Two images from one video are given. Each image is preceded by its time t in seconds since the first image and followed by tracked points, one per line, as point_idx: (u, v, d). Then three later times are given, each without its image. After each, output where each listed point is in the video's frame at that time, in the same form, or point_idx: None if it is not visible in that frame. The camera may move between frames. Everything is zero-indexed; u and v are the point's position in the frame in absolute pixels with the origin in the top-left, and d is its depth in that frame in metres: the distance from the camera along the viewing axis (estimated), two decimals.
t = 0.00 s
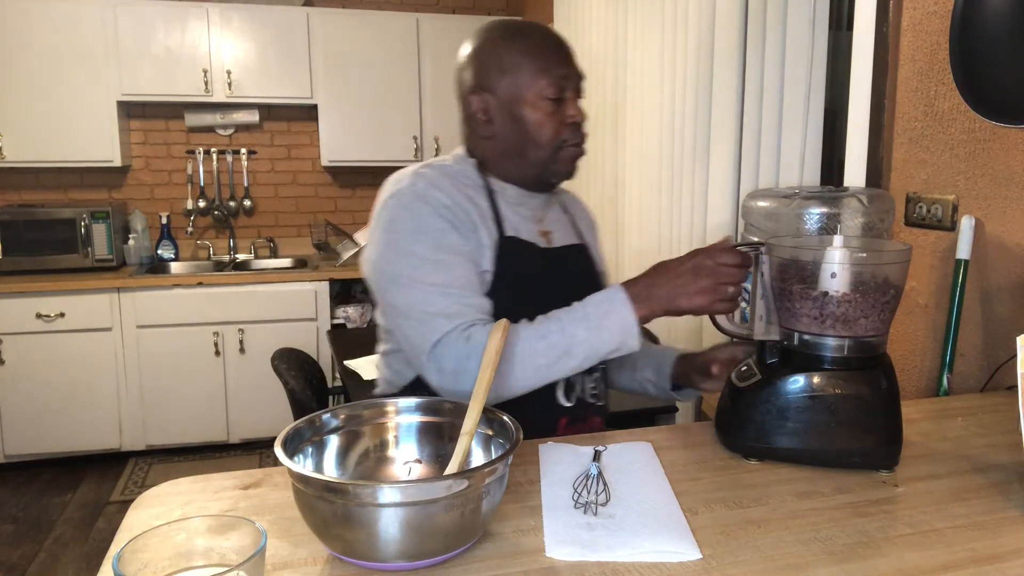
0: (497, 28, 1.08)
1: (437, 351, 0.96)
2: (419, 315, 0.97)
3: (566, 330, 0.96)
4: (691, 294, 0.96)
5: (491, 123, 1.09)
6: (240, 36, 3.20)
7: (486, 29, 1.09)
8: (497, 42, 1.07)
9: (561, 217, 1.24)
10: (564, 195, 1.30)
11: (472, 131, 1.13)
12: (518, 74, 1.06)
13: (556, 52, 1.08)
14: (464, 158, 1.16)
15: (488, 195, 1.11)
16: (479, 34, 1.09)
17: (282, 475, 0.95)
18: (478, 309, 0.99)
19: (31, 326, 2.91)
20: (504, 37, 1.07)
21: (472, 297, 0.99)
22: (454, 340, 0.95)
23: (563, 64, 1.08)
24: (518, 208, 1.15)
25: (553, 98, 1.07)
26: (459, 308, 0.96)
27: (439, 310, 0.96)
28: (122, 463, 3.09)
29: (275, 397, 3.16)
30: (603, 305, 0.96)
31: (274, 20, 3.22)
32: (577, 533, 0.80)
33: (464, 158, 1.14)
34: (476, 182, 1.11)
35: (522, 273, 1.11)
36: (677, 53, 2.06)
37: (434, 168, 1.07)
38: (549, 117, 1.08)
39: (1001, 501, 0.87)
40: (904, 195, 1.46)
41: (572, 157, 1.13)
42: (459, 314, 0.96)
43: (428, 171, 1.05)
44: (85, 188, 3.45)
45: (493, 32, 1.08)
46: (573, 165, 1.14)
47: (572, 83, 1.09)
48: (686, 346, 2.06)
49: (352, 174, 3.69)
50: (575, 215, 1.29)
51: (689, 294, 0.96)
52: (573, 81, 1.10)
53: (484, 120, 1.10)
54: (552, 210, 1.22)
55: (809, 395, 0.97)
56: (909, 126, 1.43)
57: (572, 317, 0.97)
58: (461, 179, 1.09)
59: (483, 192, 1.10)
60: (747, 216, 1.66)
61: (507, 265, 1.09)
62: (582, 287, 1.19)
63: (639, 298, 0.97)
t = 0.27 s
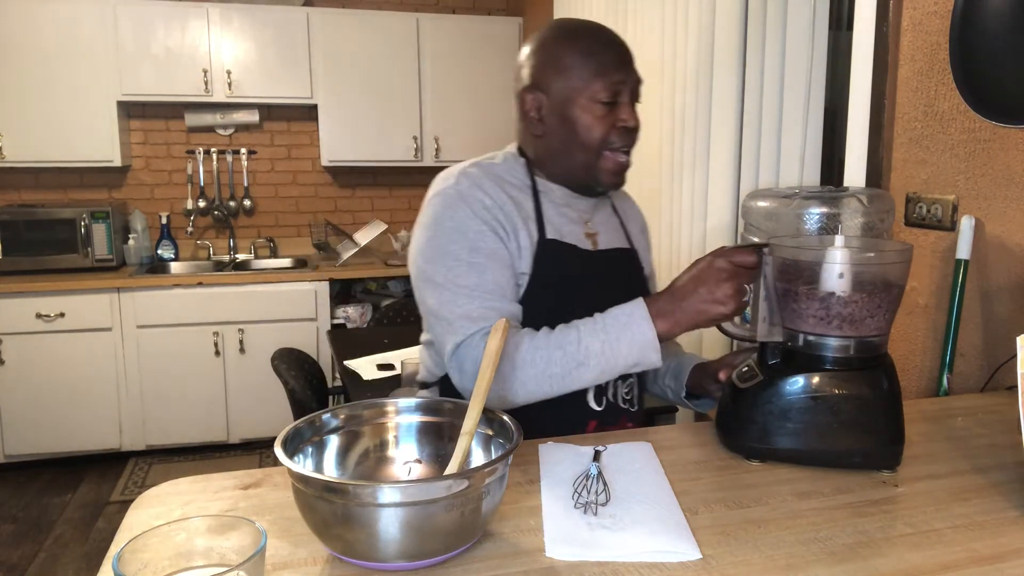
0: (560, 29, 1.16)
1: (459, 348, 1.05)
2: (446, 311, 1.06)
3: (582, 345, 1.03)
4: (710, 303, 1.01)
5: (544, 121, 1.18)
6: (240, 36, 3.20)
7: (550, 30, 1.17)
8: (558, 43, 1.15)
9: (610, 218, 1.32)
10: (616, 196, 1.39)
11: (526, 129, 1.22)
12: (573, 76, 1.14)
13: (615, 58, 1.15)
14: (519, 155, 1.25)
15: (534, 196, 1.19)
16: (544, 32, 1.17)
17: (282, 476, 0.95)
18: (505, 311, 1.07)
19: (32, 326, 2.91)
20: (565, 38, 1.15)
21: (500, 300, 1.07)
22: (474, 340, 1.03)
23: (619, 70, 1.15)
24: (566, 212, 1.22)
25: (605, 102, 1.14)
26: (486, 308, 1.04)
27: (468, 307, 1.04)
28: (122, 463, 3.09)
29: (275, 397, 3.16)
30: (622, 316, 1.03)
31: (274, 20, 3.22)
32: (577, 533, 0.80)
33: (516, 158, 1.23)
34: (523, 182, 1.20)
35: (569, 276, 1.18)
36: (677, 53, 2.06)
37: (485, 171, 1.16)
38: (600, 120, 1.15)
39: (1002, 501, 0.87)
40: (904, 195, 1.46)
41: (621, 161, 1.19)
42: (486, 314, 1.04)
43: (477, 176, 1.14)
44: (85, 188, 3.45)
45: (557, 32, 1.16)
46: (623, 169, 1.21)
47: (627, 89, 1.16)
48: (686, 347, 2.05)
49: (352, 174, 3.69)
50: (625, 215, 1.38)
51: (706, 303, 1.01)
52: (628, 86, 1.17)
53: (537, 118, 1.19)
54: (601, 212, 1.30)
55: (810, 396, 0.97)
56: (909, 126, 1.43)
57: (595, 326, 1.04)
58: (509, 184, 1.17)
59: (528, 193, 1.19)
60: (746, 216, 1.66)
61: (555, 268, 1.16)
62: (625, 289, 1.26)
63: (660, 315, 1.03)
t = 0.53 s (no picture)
0: (581, 29, 1.19)
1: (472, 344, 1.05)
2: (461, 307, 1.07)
3: (593, 352, 1.01)
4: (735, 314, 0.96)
5: (563, 120, 1.22)
6: (240, 36, 3.20)
7: (572, 30, 1.20)
8: (579, 44, 1.18)
9: (629, 219, 1.32)
10: (634, 195, 1.40)
11: (547, 127, 1.25)
12: (591, 76, 1.17)
13: (636, 58, 1.17)
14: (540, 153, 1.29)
15: (554, 195, 1.21)
16: (566, 33, 1.21)
17: (282, 476, 0.95)
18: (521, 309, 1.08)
19: (32, 326, 2.91)
20: (586, 39, 1.17)
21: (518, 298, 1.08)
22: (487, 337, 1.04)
23: (639, 70, 1.17)
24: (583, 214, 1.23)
25: (623, 102, 1.16)
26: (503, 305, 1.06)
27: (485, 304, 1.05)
28: (122, 463, 3.09)
29: (275, 397, 3.16)
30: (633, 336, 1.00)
31: (274, 20, 3.22)
32: (577, 533, 0.80)
33: (536, 158, 1.25)
34: (543, 183, 1.22)
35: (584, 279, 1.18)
36: (677, 53, 2.06)
37: (507, 170, 1.18)
38: (618, 120, 1.17)
39: (1002, 501, 0.87)
40: (904, 195, 1.46)
41: (640, 160, 1.21)
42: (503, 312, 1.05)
43: (499, 177, 1.16)
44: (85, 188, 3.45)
45: (579, 32, 1.19)
46: (643, 168, 1.22)
47: (647, 89, 1.18)
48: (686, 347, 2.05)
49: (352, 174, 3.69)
50: (643, 215, 1.39)
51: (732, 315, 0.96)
52: (649, 86, 1.18)
53: (557, 117, 1.23)
54: (620, 214, 1.30)
55: (810, 396, 0.97)
56: (909, 126, 1.43)
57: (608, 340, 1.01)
58: (530, 184, 1.20)
59: (548, 193, 1.21)
60: (747, 216, 1.66)
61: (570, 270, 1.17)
62: (644, 293, 1.25)
63: (682, 332, 0.98)
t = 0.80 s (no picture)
0: (591, 28, 1.18)
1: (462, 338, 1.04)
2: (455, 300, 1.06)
3: (574, 319, 0.99)
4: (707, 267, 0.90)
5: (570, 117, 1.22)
6: (240, 36, 3.20)
7: (583, 29, 1.20)
8: (588, 42, 1.17)
9: (632, 221, 1.33)
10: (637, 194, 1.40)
11: (555, 123, 1.25)
12: (597, 73, 1.16)
13: (644, 58, 1.16)
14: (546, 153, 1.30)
15: (556, 195, 1.23)
16: (577, 32, 1.20)
17: (282, 476, 0.95)
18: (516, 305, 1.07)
19: (32, 326, 2.91)
20: (594, 38, 1.17)
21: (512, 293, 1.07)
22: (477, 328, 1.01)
23: (645, 70, 1.16)
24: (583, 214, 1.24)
25: (628, 100, 1.15)
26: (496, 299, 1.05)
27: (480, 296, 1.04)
28: (122, 463, 3.09)
29: (275, 396, 3.16)
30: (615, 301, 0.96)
31: (274, 20, 3.22)
32: (577, 533, 0.80)
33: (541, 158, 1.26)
34: (545, 183, 1.24)
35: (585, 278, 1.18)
36: (677, 53, 2.06)
37: (507, 171, 1.19)
38: (622, 118, 1.17)
39: (1002, 501, 0.87)
40: (904, 195, 1.45)
41: (642, 158, 1.20)
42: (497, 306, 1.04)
43: (501, 178, 1.17)
44: (85, 188, 3.45)
45: (588, 31, 1.18)
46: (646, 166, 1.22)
47: (653, 88, 1.17)
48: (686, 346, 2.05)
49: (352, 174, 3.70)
50: (648, 216, 1.39)
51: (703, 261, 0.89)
52: (655, 85, 1.18)
53: (565, 114, 1.23)
54: (624, 215, 1.31)
55: (810, 395, 0.97)
56: (909, 126, 1.42)
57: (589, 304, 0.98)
58: (531, 184, 1.21)
59: (550, 192, 1.23)
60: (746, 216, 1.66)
61: (569, 267, 1.17)
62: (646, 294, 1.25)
63: (657, 288, 0.93)
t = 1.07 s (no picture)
0: (586, 27, 1.17)
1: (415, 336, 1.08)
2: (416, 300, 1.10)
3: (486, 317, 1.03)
4: (613, 276, 0.99)
5: (555, 115, 1.20)
6: (240, 36, 3.20)
7: (579, 28, 1.18)
8: (581, 41, 1.16)
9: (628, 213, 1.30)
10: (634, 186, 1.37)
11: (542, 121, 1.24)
12: (584, 72, 1.14)
13: (634, 62, 1.14)
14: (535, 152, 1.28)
15: (544, 194, 1.21)
16: (574, 30, 1.19)
17: (282, 476, 0.95)
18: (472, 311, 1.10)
19: (32, 326, 2.91)
20: (588, 38, 1.15)
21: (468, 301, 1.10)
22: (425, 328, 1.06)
23: (633, 73, 1.14)
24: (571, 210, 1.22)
25: (611, 102, 1.13)
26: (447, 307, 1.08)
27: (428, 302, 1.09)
28: (122, 463, 3.09)
29: (275, 396, 3.16)
30: (531, 305, 1.05)
31: (275, 20, 3.22)
32: (577, 533, 0.80)
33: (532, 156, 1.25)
34: (534, 182, 1.22)
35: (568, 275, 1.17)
36: (677, 53, 2.06)
37: (495, 174, 1.19)
38: (604, 121, 1.14)
39: (1001, 501, 0.87)
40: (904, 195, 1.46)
41: (622, 163, 1.17)
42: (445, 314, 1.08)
43: (484, 181, 1.17)
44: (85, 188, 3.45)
45: (585, 29, 1.17)
46: (626, 172, 1.19)
47: (642, 92, 1.15)
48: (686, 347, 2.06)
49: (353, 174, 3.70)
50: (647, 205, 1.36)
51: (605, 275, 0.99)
52: (641, 90, 1.15)
53: (551, 112, 1.21)
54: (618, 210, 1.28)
55: (810, 396, 0.97)
56: (909, 126, 1.43)
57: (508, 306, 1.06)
58: (518, 185, 1.20)
59: (538, 191, 1.21)
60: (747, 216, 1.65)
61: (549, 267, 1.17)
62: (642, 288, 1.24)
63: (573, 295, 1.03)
